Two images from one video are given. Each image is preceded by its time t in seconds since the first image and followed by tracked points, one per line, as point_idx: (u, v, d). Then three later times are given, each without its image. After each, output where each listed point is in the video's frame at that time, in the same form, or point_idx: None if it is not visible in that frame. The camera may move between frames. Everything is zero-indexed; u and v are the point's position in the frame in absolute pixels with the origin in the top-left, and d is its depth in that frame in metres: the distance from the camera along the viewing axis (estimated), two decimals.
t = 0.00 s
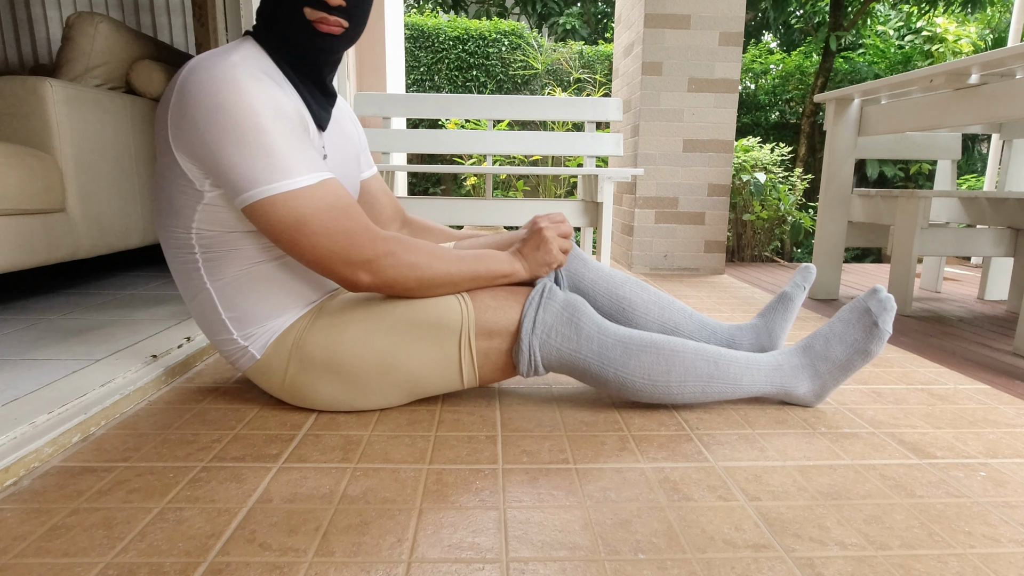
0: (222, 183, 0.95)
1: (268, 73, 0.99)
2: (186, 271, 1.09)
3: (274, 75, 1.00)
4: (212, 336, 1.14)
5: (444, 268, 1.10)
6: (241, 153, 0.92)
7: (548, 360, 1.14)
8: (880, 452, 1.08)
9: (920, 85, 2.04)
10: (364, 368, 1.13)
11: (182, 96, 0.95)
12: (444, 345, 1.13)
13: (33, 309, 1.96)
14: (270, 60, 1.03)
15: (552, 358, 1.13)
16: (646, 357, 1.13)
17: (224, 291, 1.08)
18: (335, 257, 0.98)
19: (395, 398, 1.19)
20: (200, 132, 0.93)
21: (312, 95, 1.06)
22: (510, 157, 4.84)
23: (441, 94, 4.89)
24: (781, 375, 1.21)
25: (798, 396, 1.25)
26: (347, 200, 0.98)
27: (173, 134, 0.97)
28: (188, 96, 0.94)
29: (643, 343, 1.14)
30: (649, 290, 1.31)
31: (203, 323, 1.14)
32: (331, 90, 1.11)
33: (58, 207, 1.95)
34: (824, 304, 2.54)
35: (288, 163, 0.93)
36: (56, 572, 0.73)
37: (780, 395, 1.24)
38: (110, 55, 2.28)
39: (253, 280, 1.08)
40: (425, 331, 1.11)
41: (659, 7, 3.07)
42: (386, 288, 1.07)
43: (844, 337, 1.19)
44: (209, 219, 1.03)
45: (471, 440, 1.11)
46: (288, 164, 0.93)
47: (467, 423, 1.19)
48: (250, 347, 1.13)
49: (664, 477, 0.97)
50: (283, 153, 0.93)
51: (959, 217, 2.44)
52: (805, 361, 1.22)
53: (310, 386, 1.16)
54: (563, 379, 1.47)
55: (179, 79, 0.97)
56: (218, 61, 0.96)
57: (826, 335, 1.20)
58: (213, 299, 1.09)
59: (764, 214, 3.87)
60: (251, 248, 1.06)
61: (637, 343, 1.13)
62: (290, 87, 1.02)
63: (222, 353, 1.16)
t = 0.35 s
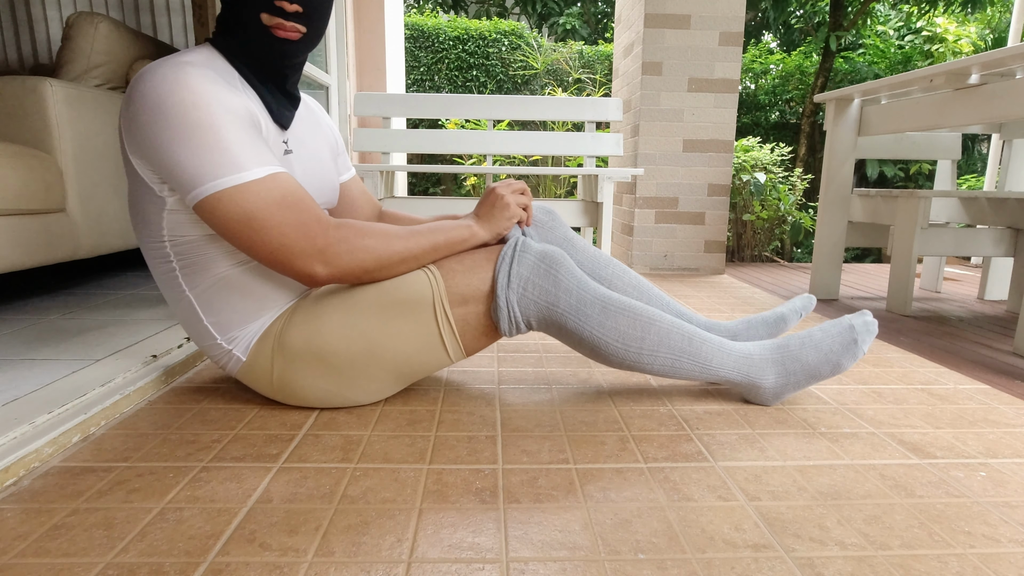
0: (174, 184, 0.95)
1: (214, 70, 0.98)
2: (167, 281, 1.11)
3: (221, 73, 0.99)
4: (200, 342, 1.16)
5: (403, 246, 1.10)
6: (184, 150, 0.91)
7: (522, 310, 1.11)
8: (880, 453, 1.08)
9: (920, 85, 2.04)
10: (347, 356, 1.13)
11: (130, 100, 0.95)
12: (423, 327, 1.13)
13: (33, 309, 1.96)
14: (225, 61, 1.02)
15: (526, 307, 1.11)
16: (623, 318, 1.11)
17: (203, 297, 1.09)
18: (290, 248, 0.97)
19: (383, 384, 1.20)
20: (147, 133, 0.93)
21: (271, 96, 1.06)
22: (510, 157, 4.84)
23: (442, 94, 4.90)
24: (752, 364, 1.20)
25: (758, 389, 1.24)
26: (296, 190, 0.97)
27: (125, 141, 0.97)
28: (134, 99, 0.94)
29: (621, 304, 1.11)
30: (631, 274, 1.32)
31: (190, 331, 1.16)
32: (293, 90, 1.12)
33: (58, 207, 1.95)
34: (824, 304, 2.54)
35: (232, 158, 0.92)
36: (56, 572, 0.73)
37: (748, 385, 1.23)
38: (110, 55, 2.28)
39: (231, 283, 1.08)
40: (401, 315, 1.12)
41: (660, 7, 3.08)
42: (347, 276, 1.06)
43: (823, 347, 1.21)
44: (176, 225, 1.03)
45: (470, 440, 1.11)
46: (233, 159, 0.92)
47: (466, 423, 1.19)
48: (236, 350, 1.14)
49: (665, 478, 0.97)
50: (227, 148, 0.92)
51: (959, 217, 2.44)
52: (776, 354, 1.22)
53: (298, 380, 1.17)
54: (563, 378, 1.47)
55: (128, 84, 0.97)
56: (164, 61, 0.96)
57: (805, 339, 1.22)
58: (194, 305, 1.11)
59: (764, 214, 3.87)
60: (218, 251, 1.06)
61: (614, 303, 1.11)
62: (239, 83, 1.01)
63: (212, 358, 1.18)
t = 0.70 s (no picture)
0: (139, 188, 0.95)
1: (179, 79, 1.00)
2: (149, 290, 1.12)
3: (185, 80, 1.00)
4: (189, 349, 1.17)
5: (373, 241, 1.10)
6: (145, 152, 0.91)
7: (506, 299, 1.11)
8: (880, 453, 1.08)
9: (920, 85, 2.04)
10: (332, 351, 1.13)
11: (93, 107, 0.95)
12: (406, 317, 1.13)
13: (33, 309, 1.96)
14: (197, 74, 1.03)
15: (510, 297, 1.11)
16: (606, 313, 1.10)
17: (186, 303, 1.10)
18: (259, 243, 0.97)
19: (374, 379, 1.20)
20: (110, 137, 0.93)
21: (244, 108, 1.07)
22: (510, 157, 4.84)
23: (442, 94, 4.90)
24: (732, 364, 1.21)
25: (737, 389, 1.24)
26: (262, 187, 0.97)
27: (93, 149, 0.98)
28: (97, 105, 0.94)
29: (605, 299, 1.11)
30: (626, 273, 1.31)
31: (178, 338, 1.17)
32: (266, 101, 1.13)
33: (58, 207, 1.95)
34: (823, 304, 2.54)
35: (194, 157, 0.92)
36: (56, 572, 0.73)
37: (727, 384, 1.23)
38: (110, 55, 2.28)
39: (212, 287, 1.09)
40: (382, 307, 1.12)
41: (660, 7, 3.08)
42: (315, 271, 1.05)
43: (807, 357, 1.22)
44: (151, 232, 1.04)
45: (470, 440, 1.11)
46: (194, 158, 0.92)
47: (466, 423, 1.19)
48: (223, 352, 1.14)
49: (665, 477, 0.97)
50: (187, 147, 0.92)
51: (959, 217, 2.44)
52: (756, 357, 1.22)
53: (287, 379, 1.17)
54: (561, 378, 1.48)
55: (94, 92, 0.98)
56: (128, 70, 0.97)
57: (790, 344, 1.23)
58: (178, 312, 1.11)
59: (764, 214, 3.87)
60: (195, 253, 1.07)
61: (598, 297, 1.11)
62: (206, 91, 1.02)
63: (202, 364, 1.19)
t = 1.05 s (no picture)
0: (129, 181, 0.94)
1: (185, 73, 1.00)
2: (151, 288, 1.12)
3: (193, 76, 1.01)
4: (190, 346, 1.17)
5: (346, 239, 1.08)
6: (137, 142, 0.91)
7: (492, 269, 1.09)
8: (880, 452, 1.08)
9: (920, 85, 2.04)
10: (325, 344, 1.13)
11: (95, 95, 0.95)
12: (397, 306, 1.12)
13: (33, 309, 1.96)
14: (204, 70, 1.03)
15: (495, 266, 1.09)
16: (592, 284, 1.08)
17: (190, 302, 1.10)
18: (228, 248, 0.96)
19: (372, 370, 1.19)
20: (106, 127, 0.93)
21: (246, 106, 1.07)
22: (510, 157, 4.85)
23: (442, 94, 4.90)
24: (714, 359, 1.16)
25: (715, 388, 1.19)
26: (241, 191, 0.96)
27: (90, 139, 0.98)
28: (99, 94, 0.94)
29: (593, 271, 1.09)
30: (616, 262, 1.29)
31: (179, 335, 1.17)
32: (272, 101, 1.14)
33: (58, 207, 1.95)
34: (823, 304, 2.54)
35: (184, 155, 0.92)
36: (56, 572, 0.73)
37: (706, 382, 1.18)
38: (110, 55, 2.28)
39: (216, 286, 1.09)
40: (371, 297, 1.12)
41: (660, 7, 3.07)
42: (286, 276, 1.04)
43: (786, 356, 1.21)
44: (152, 227, 1.04)
45: (470, 440, 1.11)
46: (184, 155, 0.92)
47: (466, 423, 1.19)
48: (223, 351, 1.15)
49: (665, 478, 0.97)
50: (180, 144, 0.91)
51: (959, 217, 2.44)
52: (736, 354, 1.19)
53: (286, 375, 1.17)
54: (562, 378, 1.48)
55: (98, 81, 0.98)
56: (134, 61, 0.97)
57: (770, 347, 1.22)
58: (181, 311, 1.11)
59: (764, 214, 3.87)
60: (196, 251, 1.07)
61: (586, 271, 1.08)
62: (212, 89, 1.03)
63: (202, 361, 1.20)
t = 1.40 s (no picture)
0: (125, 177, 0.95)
1: (205, 74, 0.99)
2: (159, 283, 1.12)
3: (213, 79, 1.00)
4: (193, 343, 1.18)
5: (286, 248, 1.03)
6: (134, 140, 0.91)
7: (461, 224, 1.04)
8: (880, 452, 1.08)
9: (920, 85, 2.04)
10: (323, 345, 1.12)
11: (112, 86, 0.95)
12: (394, 306, 1.10)
13: (34, 309, 1.97)
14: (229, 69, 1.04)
15: (465, 220, 1.03)
16: (553, 252, 0.99)
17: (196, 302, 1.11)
18: (177, 262, 0.94)
19: (374, 364, 1.19)
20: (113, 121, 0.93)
21: (272, 102, 1.07)
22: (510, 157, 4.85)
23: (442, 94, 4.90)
24: (660, 371, 1.04)
25: (653, 404, 1.06)
26: (203, 205, 0.94)
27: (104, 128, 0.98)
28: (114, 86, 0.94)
29: (562, 244, 1.01)
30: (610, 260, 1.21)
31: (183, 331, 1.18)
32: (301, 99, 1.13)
33: (58, 207, 1.95)
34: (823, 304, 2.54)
35: (178, 164, 0.91)
36: (56, 572, 0.73)
37: (645, 396, 1.05)
38: (110, 55, 2.28)
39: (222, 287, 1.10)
40: (362, 292, 1.09)
41: (660, 7, 3.07)
42: (236, 289, 1.01)
43: (740, 395, 1.06)
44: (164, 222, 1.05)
45: (470, 440, 1.11)
46: (175, 163, 0.91)
47: (466, 423, 1.19)
48: (225, 349, 1.16)
49: (664, 477, 0.97)
50: (175, 152, 0.91)
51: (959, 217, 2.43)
52: (686, 376, 1.05)
53: (285, 372, 1.16)
54: (562, 378, 1.48)
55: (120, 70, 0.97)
56: (156, 55, 0.97)
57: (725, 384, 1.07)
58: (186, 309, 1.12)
59: (764, 214, 3.87)
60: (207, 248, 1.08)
61: (547, 240, 1.00)
62: (229, 92, 1.02)
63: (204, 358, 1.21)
